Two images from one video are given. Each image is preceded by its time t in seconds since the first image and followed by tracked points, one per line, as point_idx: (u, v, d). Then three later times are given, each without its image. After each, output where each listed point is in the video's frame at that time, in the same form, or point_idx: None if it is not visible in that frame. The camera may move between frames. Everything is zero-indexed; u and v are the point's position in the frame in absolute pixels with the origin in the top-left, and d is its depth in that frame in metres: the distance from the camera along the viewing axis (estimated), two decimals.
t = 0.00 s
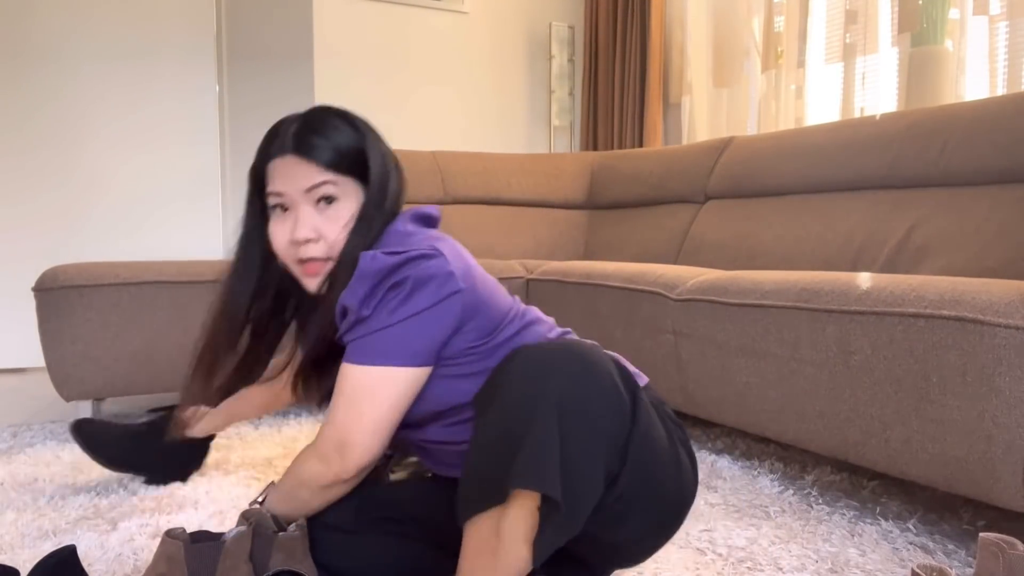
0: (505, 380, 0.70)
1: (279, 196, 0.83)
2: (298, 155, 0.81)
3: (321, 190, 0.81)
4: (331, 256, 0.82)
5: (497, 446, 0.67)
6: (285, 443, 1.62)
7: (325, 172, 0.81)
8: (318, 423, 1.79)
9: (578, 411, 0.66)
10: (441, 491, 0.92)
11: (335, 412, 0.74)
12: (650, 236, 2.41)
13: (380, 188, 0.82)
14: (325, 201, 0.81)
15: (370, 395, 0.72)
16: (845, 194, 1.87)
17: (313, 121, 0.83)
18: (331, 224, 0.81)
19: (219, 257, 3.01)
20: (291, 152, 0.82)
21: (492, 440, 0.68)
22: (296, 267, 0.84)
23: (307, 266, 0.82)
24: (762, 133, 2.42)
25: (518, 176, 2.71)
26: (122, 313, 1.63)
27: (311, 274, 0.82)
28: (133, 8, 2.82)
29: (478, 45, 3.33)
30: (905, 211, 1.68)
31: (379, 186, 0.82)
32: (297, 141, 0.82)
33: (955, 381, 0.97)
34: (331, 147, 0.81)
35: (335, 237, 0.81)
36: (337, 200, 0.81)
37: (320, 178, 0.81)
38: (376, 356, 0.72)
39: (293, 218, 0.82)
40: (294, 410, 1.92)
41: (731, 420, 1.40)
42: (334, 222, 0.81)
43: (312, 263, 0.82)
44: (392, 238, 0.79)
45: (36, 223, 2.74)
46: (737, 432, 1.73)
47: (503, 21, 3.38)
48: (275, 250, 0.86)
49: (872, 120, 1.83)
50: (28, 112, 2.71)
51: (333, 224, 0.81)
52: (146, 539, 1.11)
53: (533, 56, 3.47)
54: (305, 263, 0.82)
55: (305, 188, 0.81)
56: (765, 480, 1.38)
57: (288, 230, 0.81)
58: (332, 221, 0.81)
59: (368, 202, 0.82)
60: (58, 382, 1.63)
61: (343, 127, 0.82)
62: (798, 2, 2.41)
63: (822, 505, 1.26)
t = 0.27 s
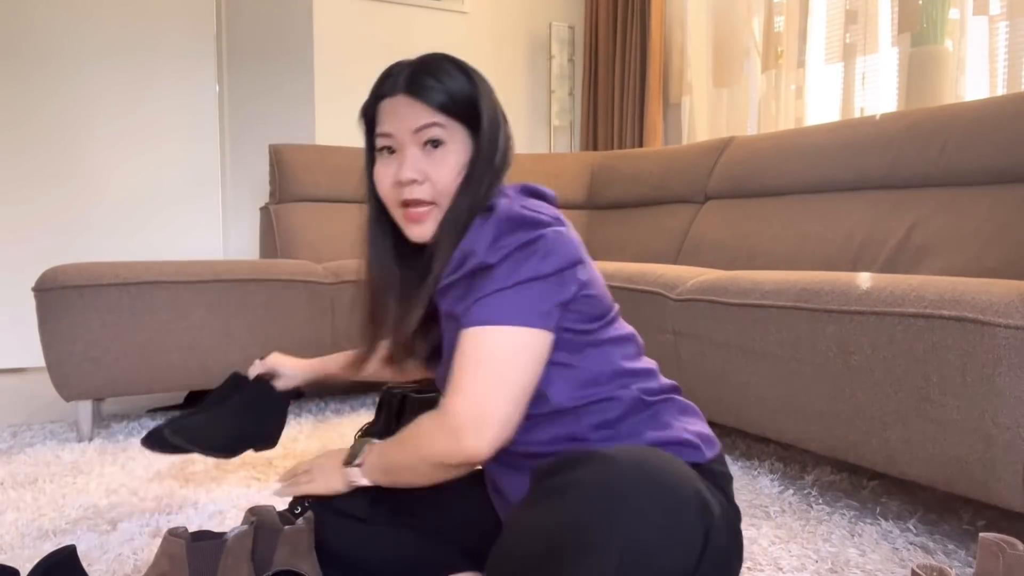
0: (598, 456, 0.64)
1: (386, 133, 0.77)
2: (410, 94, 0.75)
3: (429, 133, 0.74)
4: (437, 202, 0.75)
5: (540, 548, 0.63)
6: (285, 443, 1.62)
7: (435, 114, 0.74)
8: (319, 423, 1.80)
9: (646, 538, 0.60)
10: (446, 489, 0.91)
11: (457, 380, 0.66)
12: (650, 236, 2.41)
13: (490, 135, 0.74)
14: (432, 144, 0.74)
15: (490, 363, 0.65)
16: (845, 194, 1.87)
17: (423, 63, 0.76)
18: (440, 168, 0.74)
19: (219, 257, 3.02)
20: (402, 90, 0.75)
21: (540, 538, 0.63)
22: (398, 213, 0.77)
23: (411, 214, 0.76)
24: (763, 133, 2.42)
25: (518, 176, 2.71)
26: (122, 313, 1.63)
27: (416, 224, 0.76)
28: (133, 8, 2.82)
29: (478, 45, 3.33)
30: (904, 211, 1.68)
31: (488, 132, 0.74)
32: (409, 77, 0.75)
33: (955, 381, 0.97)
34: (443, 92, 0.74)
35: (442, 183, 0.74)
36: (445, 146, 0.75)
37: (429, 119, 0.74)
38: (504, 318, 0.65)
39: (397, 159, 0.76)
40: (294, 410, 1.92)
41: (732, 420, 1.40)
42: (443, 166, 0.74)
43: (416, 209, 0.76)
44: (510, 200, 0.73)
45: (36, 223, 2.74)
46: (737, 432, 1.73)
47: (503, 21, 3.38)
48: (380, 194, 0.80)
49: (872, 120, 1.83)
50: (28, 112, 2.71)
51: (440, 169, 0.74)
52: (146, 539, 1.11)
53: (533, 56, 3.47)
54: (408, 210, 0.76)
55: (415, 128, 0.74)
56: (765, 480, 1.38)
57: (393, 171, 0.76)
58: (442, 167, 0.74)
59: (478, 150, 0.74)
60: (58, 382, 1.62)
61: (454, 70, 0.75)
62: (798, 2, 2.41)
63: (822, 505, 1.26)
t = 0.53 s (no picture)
0: (682, 552, 0.62)
1: (484, 98, 0.74)
2: (508, 55, 0.73)
3: (529, 92, 0.71)
4: (542, 162, 0.71)
5: None
6: (285, 443, 1.62)
7: (535, 71, 0.71)
8: (319, 423, 1.80)
9: None
10: (467, 487, 0.90)
11: (687, 389, 0.57)
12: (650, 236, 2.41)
13: (593, 101, 0.71)
14: (533, 104, 0.71)
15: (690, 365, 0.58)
16: (844, 194, 1.87)
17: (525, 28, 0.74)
18: (543, 126, 0.71)
19: (219, 257, 3.02)
20: (501, 55, 0.74)
21: None
22: (498, 178, 0.74)
23: (512, 176, 0.72)
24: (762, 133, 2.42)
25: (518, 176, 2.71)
26: (122, 313, 1.63)
27: (518, 185, 0.72)
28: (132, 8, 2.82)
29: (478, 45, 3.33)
30: (904, 211, 1.68)
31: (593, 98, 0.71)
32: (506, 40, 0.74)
33: (955, 381, 0.97)
34: (547, 52, 0.72)
35: (544, 141, 0.70)
36: (547, 104, 0.71)
37: (528, 78, 0.71)
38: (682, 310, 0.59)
39: (497, 124, 0.74)
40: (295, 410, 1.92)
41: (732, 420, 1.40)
42: (546, 124, 0.71)
43: (517, 171, 0.72)
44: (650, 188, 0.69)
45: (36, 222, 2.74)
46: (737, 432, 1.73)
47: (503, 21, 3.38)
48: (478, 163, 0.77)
49: (872, 121, 1.83)
50: (28, 112, 2.71)
51: (542, 128, 0.71)
52: (145, 539, 1.11)
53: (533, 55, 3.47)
54: (509, 169, 0.72)
55: (514, 88, 0.72)
56: (765, 480, 1.38)
57: (494, 134, 0.73)
58: (544, 125, 0.71)
59: (581, 115, 0.72)
60: (58, 382, 1.63)
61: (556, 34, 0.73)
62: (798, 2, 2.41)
63: (822, 505, 1.26)
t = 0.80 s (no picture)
0: None
1: (549, 141, 0.76)
2: (571, 95, 0.74)
3: (597, 142, 0.73)
4: (611, 209, 0.75)
5: None
6: (285, 443, 1.62)
7: (603, 120, 0.73)
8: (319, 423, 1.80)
9: None
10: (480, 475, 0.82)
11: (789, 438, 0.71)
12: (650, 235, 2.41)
13: (671, 136, 0.74)
14: (601, 153, 0.74)
15: (792, 393, 0.72)
16: (844, 194, 1.87)
17: (593, 55, 0.74)
18: (609, 177, 0.74)
19: (218, 257, 3.01)
20: (561, 93, 0.75)
21: None
22: (569, 218, 0.79)
23: (582, 221, 0.77)
24: (762, 134, 2.42)
25: (518, 175, 2.70)
26: (122, 313, 1.63)
27: (588, 231, 0.77)
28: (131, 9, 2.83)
29: (478, 45, 3.33)
30: (905, 211, 1.68)
31: (673, 132, 0.74)
32: (571, 74, 0.74)
33: (955, 381, 0.97)
34: (611, 87, 0.72)
35: (613, 192, 0.74)
36: (616, 153, 0.74)
37: (596, 125, 0.73)
38: (810, 349, 0.73)
39: (562, 165, 0.76)
40: (295, 410, 1.92)
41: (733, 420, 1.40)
42: (614, 172, 0.74)
43: (588, 216, 0.76)
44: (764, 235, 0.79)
45: (36, 223, 2.75)
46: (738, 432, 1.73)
47: (503, 21, 3.38)
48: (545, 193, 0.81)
49: (872, 121, 1.83)
50: (28, 112, 2.71)
51: (608, 179, 0.74)
52: (145, 539, 1.11)
53: (534, 55, 3.47)
54: (579, 216, 0.77)
55: (579, 137, 0.74)
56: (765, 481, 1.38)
57: (559, 177, 0.76)
58: (609, 175, 0.74)
59: (660, 150, 0.75)
60: (58, 382, 1.63)
61: (627, 59, 0.73)
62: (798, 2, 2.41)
63: (823, 505, 1.26)
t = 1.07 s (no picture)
0: None
1: (564, 121, 0.69)
2: (596, 76, 0.66)
3: (616, 130, 0.66)
4: (621, 201, 0.68)
5: None
6: (285, 443, 1.62)
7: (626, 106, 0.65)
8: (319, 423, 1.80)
9: None
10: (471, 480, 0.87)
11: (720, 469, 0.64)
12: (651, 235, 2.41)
13: (699, 125, 0.66)
14: (620, 141, 0.66)
15: (746, 421, 0.66)
16: (844, 194, 1.87)
17: (614, 32, 0.66)
18: (626, 165, 0.66)
19: (219, 257, 3.01)
20: (587, 71, 0.66)
21: None
22: (574, 204, 0.71)
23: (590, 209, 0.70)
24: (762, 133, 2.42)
25: (518, 175, 2.70)
26: (122, 312, 1.63)
27: (595, 222, 0.70)
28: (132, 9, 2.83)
29: (478, 44, 3.33)
30: (905, 211, 1.68)
31: (698, 124, 0.66)
32: (597, 50, 0.66)
33: (956, 381, 0.97)
34: (632, 69, 0.65)
35: (625, 181, 0.67)
36: (635, 143, 0.66)
37: (618, 111, 0.65)
38: (774, 384, 0.66)
39: (575, 147, 0.69)
40: (296, 410, 1.92)
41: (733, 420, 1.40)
42: (632, 162, 0.66)
43: (597, 206, 0.69)
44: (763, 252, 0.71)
45: (36, 223, 2.75)
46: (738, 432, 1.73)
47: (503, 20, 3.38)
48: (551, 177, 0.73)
49: (872, 121, 1.83)
50: (28, 112, 2.71)
51: (625, 168, 0.66)
52: (145, 539, 1.11)
53: (534, 55, 3.47)
54: (587, 207, 0.70)
55: (599, 122, 0.66)
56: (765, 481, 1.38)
57: (569, 162, 0.69)
58: (627, 164, 0.66)
59: (679, 144, 0.68)
60: (58, 382, 1.63)
61: (652, 38, 0.65)
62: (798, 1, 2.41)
63: (822, 505, 1.26)
